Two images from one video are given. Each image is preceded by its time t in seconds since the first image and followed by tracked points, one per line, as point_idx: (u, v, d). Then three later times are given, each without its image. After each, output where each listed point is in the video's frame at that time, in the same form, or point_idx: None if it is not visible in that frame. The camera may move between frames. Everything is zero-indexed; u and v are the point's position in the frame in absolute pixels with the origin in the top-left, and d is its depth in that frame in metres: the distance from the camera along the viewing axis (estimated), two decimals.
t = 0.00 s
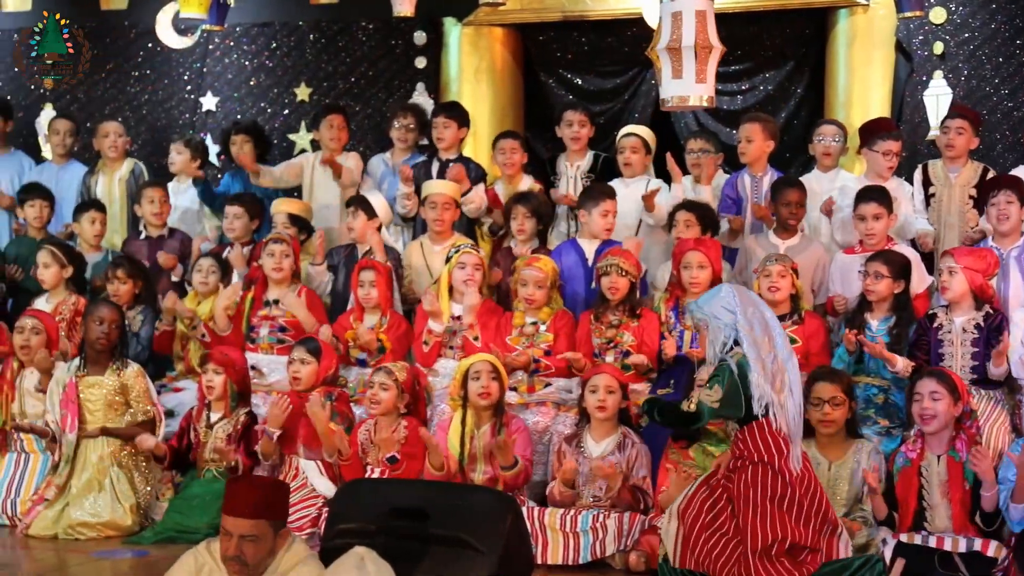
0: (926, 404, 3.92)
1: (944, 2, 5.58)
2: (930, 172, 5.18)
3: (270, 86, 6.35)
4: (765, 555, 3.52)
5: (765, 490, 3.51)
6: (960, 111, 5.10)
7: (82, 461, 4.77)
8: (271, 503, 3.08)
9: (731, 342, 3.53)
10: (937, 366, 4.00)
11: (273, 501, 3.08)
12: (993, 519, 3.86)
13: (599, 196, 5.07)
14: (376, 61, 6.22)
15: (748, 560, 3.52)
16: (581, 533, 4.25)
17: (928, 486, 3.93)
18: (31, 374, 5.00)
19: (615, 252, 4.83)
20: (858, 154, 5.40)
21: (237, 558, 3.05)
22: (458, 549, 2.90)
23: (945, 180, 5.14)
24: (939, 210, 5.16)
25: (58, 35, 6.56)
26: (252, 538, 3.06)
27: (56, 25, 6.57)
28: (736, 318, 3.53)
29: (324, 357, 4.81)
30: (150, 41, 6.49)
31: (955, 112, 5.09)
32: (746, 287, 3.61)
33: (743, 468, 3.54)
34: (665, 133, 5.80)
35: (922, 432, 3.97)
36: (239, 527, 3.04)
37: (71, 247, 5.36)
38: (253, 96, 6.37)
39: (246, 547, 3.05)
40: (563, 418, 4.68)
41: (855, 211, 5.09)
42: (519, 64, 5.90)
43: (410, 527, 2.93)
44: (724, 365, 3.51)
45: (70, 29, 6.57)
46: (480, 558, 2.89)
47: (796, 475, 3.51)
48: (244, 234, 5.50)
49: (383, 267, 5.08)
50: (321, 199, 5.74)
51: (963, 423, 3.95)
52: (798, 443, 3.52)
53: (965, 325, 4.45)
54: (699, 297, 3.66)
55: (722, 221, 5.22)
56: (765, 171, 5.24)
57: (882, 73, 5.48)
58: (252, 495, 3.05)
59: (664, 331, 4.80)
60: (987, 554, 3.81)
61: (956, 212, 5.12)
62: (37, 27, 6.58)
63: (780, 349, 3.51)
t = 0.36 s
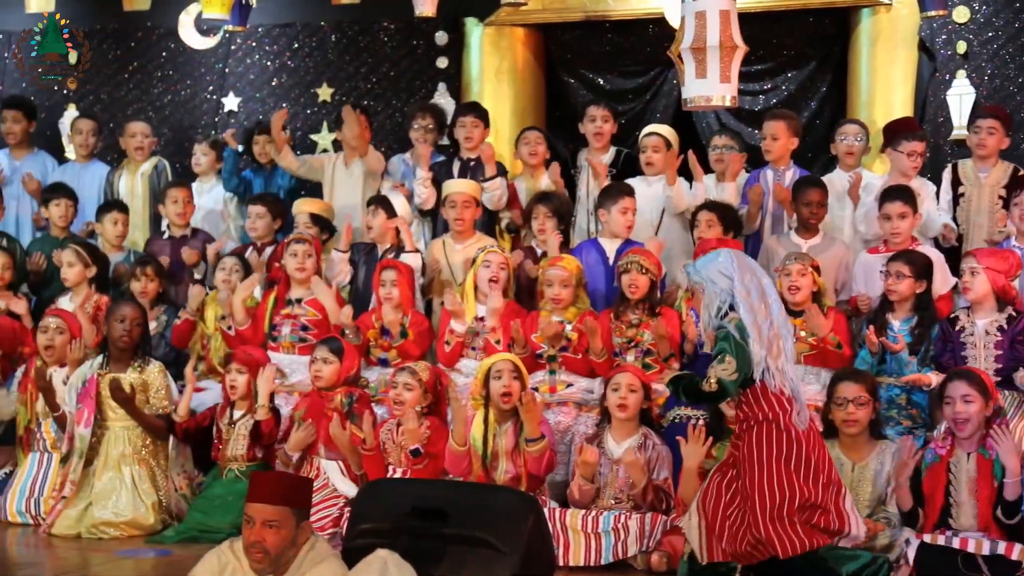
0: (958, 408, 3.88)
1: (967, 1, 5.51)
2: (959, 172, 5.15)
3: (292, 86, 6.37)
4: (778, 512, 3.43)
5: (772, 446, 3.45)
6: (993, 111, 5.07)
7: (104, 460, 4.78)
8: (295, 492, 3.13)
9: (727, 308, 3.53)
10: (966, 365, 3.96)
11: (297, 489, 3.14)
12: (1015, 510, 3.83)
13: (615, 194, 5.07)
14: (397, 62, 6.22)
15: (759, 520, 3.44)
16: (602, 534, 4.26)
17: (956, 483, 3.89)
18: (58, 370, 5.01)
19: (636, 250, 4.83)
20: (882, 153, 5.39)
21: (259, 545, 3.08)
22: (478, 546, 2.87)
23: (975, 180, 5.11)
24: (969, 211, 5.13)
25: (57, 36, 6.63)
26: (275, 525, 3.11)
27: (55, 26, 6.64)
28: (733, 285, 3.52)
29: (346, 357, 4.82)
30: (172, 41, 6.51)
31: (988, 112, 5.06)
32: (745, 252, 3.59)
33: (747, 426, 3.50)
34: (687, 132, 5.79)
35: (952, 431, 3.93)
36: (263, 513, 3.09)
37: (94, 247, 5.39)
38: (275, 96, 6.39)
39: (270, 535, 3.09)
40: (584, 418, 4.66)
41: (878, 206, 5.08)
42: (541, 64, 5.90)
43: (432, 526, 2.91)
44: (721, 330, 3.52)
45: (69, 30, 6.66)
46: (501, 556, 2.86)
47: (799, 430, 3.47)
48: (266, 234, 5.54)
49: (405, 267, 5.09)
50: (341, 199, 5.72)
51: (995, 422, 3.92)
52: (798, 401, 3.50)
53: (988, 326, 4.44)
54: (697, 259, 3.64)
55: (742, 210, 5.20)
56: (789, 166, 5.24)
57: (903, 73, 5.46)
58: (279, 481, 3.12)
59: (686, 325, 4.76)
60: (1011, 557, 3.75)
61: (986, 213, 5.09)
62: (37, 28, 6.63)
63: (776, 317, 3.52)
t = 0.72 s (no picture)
0: (993, 412, 3.93)
1: None
2: (986, 172, 5.14)
3: (313, 86, 6.38)
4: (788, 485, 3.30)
5: (785, 417, 3.34)
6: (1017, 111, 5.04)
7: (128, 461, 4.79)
8: (317, 490, 3.14)
9: (735, 281, 3.41)
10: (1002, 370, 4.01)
11: (317, 488, 3.15)
12: None
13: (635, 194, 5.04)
14: (418, 62, 6.23)
15: (767, 495, 3.31)
16: (623, 534, 4.26)
17: (985, 487, 3.93)
18: (78, 372, 4.99)
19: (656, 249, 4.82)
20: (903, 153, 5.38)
21: (280, 542, 3.10)
22: (498, 547, 2.87)
23: (1001, 181, 5.09)
24: (996, 208, 5.09)
25: (57, 36, 6.65)
26: (297, 524, 3.12)
27: (55, 26, 6.65)
28: (736, 257, 3.42)
29: (367, 358, 4.81)
30: (194, 42, 6.54)
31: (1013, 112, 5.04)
32: (737, 229, 3.51)
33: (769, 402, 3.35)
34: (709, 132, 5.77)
35: (986, 435, 3.96)
36: (285, 510, 3.11)
37: (116, 247, 5.40)
38: (296, 96, 6.40)
39: (292, 533, 3.10)
40: (605, 418, 4.68)
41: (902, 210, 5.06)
42: (561, 64, 5.90)
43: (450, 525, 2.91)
44: (736, 303, 3.37)
45: (69, 29, 6.69)
46: (522, 557, 2.85)
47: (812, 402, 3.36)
48: (289, 236, 5.54)
49: (425, 268, 5.08)
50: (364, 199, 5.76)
51: None
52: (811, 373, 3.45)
53: (1012, 325, 4.43)
54: (688, 243, 3.53)
55: (760, 212, 5.18)
56: (810, 166, 5.22)
57: (924, 72, 5.45)
58: (299, 481, 3.13)
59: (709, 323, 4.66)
60: None
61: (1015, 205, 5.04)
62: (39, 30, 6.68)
63: (782, 287, 3.43)
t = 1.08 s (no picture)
0: None
1: None
2: (1007, 172, 5.12)
3: (333, 87, 6.39)
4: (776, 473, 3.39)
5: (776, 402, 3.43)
6: None
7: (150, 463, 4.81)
8: (337, 490, 3.15)
9: (747, 262, 3.46)
10: None
11: (340, 489, 3.15)
12: None
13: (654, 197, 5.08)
14: (438, 62, 6.22)
15: (753, 477, 3.42)
16: (643, 534, 4.25)
17: (1015, 490, 3.92)
18: (100, 374, 5.04)
19: (674, 251, 4.80)
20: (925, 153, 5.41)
21: (303, 544, 3.11)
22: (517, 547, 2.86)
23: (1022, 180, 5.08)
24: (1017, 213, 5.08)
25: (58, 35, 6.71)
26: (319, 524, 3.12)
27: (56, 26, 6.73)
28: (748, 237, 3.47)
29: (385, 358, 4.81)
30: (214, 43, 6.56)
31: None
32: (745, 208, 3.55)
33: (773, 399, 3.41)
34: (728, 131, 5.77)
35: (1017, 438, 3.93)
36: (306, 511, 3.11)
37: (136, 248, 5.41)
38: (316, 96, 6.41)
39: (314, 535, 3.11)
40: (626, 417, 4.65)
41: (925, 213, 5.07)
42: (581, 63, 5.91)
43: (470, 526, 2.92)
44: (748, 285, 3.43)
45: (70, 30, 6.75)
46: (540, 556, 2.84)
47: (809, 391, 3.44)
48: (308, 236, 5.58)
49: (444, 268, 5.07)
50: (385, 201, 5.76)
51: None
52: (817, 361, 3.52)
53: None
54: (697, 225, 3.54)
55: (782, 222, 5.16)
56: (827, 173, 5.20)
57: (945, 72, 5.44)
58: (322, 484, 3.13)
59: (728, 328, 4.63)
60: None
61: None
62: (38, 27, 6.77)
63: (791, 265, 3.50)
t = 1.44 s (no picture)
0: None
1: None
2: None
3: (350, 87, 6.40)
4: (764, 476, 3.52)
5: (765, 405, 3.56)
6: None
7: (166, 465, 4.80)
8: (357, 499, 3.07)
9: (746, 256, 3.57)
10: None
11: (358, 496, 3.07)
12: None
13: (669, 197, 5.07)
14: (455, 62, 6.22)
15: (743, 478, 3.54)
16: (660, 534, 4.26)
17: None
18: (117, 372, 5.02)
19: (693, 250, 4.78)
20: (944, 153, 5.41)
21: (325, 554, 3.06)
22: (537, 547, 2.95)
23: None
24: None
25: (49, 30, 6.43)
26: (339, 534, 3.07)
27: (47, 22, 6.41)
28: (755, 234, 3.56)
29: (402, 358, 4.82)
30: (232, 43, 6.58)
31: None
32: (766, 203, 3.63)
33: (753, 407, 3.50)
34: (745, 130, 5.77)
35: None
36: (325, 522, 3.05)
37: (154, 247, 5.42)
38: (334, 97, 6.42)
39: (333, 544, 3.05)
40: (644, 418, 4.64)
41: (947, 206, 5.03)
42: (599, 63, 5.90)
43: (490, 525, 3.00)
44: (738, 279, 3.54)
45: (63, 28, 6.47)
46: (559, 556, 2.93)
47: (788, 391, 3.54)
48: (327, 235, 5.56)
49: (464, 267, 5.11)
50: (403, 200, 5.76)
51: None
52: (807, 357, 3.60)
53: None
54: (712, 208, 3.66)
55: (799, 215, 5.13)
56: (847, 168, 5.19)
57: (963, 72, 5.42)
58: (340, 491, 3.05)
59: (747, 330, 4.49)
60: None
61: None
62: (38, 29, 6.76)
63: (793, 270, 3.55)
